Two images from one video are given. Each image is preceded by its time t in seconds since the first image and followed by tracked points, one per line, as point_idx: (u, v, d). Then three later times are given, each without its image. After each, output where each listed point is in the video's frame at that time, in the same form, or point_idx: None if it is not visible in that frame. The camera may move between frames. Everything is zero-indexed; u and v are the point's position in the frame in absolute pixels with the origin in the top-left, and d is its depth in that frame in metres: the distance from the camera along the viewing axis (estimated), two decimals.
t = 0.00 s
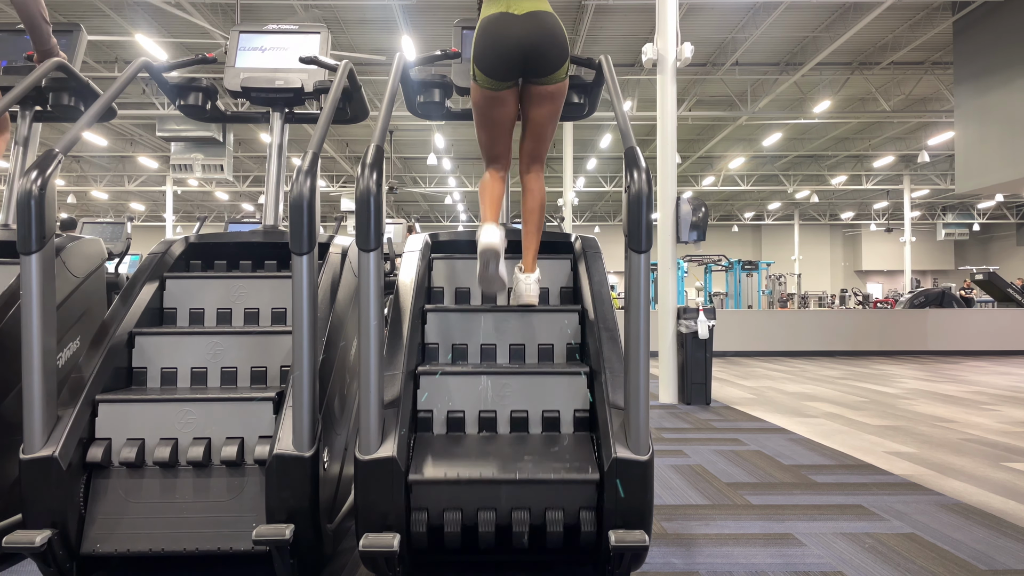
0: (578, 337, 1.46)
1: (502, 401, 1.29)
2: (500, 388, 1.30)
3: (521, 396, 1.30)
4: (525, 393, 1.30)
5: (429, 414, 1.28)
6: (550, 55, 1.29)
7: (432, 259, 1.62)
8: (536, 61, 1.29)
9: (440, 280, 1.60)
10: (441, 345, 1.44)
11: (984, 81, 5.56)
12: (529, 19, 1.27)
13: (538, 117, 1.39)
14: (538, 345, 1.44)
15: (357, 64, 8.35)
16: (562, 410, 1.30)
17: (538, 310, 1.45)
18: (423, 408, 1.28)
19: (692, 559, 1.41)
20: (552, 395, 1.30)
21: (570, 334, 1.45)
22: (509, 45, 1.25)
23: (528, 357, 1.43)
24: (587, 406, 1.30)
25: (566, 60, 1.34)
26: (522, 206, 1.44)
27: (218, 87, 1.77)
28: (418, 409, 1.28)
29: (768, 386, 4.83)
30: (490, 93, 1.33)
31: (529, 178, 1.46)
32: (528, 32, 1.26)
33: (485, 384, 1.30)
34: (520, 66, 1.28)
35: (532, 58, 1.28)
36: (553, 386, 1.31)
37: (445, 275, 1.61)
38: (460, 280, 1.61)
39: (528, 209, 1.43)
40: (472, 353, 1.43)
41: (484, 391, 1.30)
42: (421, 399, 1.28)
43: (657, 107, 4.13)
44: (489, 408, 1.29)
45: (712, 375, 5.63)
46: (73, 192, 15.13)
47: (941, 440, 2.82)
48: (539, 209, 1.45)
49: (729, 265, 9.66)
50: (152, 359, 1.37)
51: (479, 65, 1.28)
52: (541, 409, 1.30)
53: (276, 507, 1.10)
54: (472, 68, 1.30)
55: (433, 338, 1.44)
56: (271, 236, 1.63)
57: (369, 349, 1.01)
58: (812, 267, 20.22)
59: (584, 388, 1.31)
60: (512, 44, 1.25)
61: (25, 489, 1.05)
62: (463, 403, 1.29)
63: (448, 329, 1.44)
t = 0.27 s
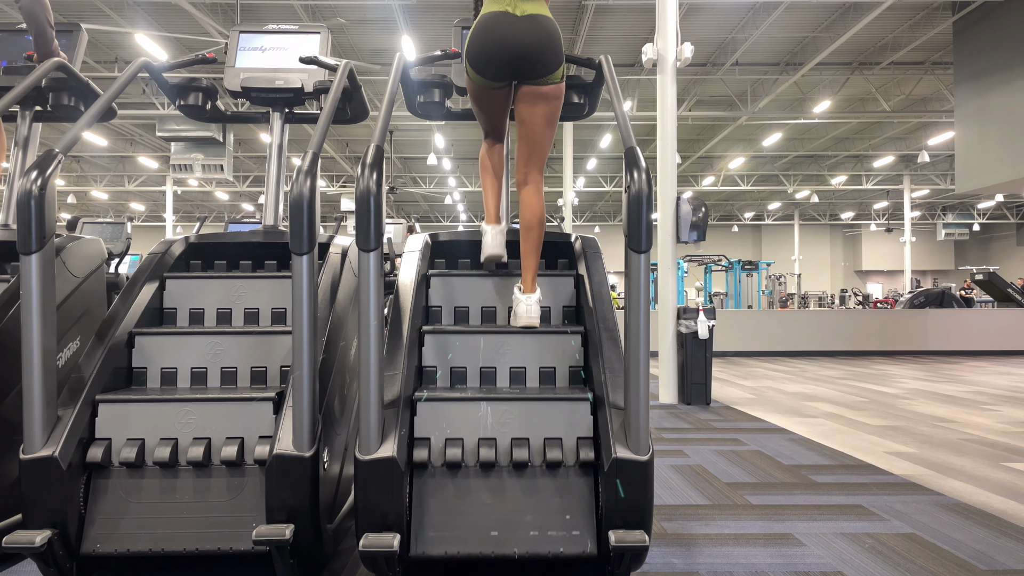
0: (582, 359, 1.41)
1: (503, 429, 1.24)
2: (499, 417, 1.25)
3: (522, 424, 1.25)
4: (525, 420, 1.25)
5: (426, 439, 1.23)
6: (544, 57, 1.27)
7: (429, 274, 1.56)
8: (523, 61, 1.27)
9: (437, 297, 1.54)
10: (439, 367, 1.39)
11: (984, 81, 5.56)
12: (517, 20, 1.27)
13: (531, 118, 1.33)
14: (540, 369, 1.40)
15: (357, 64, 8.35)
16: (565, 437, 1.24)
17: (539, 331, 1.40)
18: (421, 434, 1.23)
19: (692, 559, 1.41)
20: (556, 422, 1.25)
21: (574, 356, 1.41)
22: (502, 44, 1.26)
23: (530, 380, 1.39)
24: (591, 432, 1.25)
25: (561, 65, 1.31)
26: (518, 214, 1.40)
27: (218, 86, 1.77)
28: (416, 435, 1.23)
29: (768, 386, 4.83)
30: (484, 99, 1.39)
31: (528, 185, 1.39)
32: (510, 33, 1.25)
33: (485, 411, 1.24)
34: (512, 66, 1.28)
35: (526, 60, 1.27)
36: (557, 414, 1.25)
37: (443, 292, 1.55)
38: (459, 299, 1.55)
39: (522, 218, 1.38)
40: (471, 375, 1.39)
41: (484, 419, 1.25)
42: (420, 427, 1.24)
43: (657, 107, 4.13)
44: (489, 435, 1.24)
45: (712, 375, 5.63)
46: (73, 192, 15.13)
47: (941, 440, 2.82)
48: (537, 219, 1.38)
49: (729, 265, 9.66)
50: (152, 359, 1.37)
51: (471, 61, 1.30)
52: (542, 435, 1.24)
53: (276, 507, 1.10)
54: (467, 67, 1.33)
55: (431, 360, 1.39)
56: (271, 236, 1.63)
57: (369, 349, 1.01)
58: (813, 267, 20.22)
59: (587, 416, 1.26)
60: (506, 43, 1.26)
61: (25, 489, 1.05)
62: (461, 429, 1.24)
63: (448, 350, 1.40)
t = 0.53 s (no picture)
0: (584, 386, 1.36)
1: (503, 466, 1.18)
2: (500, 453, 1.18)
3: (523, 459, 1.18)
4: (527, 454, 1.19)
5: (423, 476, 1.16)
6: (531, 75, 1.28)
7: (427, 294, 1.51)
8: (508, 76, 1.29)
9: (435, 319, 1.48)
10: (437, 393, 1.34)
11: (984, 81, 5.56)
12: (504, 37, 1.27)
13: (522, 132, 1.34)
14: (541, 394, 1.35)
15: (357, 64, 8.35)
16: (566, 473, 1.18)
17: (538, 353, 1.35)
18: (418, 471, 1.17)
19: (692, 559, 1.41)
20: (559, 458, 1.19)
21: (576, 382, 1.35)
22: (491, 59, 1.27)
23: (530, 406, 1.34)
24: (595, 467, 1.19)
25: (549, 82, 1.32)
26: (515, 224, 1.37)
27: (218, 86, 1.77)
28: (413, 471, 1.17)
29: (768, 386, 4.83)
30: (475, 114, 1.41)
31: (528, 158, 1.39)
32: (497, 47, 1.26)
33: (485, 448, 1.18)
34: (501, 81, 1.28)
35: (513, 77, 1.28)
36: (562, 452, 1.19)
37: (441, 313, 1.49)
38: (459, 319, 1.49)
39: (516, 231, 1.35)
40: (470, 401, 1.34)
41: (484, 455, 1.18)
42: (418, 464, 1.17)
43: (657, 107, 4.13)
44: (488, 472, 1.17)
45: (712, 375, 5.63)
46: (73, 192, 15.13)
47: (941, 440, 2.82)
48: (534, 230, 1.36)
49: (729, 265, 9.66)
50: (152, 359, 1.37)
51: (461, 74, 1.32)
52: (543, 471, 1.18)
53: (276, 506, 1.10)
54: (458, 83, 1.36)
55: (428, 386, 1.34)
56: (271, 236, 1.63)
57: (369, 349, 1.01)
58: (813, 267, 20.21)
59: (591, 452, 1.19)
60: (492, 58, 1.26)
61: (25, 490, 1.05)
62: (459, 465, 1.17)
63: (447, 377, 1.35)
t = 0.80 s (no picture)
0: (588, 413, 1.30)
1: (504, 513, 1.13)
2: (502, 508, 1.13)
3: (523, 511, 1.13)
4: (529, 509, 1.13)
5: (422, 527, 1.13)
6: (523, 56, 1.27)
7: (426, 316, 1.45)
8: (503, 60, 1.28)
9: (434, 341, 1.43)
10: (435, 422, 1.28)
11: (984, 81, 5.57)
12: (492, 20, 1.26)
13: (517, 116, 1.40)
14: (542, 421, 1.29)
15: (357, 64, 8.36)
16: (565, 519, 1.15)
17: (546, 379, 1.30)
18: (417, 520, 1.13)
19: (692, 559, 1.41)
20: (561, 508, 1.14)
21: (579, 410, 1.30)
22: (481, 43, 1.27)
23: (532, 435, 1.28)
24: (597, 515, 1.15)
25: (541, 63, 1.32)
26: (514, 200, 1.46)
27: (218, 86, 1.77)
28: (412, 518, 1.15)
29: (768, 386, 4.83)
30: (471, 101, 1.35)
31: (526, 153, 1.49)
32: (489, 30, 1.26)
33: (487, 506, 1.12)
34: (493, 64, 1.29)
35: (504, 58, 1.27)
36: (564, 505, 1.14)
37: (439, 335, 1.44)
38: (456, 341, 1.43)
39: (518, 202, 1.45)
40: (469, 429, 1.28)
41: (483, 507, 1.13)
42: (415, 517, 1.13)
43: (657, 107, 4.13)
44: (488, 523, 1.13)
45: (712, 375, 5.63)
46: (73, 192, 15.13)
47: (941, 440, 2.82)
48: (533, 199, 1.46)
49: (729, 265, 9.66)
50: (151, 359, 1.37)
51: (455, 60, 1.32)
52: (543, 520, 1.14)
53: (276, 507, 1.10)
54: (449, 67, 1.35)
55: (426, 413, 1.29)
56: (271, 236, 1.63)
57: (369, 349, 1.01)
58: (813, 267, 20.22)
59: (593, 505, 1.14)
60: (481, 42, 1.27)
61: (25, 490, 1.05)
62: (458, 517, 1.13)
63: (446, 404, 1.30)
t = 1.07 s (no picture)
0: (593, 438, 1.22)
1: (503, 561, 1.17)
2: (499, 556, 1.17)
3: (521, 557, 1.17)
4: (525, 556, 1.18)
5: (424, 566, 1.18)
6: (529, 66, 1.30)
7: (421, 336, 1.38)
8: (512, 72, 1.30)
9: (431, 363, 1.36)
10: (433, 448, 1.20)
11: (984, 81, 5.56)
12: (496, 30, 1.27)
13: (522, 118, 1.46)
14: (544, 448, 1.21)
15: (357, 64, 8.36)
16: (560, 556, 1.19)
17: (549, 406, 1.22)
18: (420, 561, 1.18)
19: (692, 559, 1.41)
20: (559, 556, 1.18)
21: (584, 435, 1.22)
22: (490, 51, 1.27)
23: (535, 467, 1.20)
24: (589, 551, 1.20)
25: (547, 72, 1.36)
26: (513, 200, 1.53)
27: (218, 87, 1.77)
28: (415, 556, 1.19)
29: (768, 386, 4.83)
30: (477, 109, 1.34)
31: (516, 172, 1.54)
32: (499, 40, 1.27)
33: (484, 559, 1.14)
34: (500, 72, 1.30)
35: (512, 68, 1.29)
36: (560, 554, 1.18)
37: (438, 356, 1.36)
38: (456, 363, 1.37)
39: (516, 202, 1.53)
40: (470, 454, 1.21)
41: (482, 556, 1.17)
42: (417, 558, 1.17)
43: (657, 107, 4.12)
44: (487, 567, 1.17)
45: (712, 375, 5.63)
46: (73, 191, 15.13)
47: (941, 440, 2.82)
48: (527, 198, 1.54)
49: (729, 265, 9.66)
50: (151, 359, 1.37)
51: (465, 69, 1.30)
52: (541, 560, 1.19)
53: (276, 506, 1.10)
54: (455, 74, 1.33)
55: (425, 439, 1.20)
56: (271, 236, 1.63)
57: (369, 349, 1.01)
58: (813, 267, 20.22)
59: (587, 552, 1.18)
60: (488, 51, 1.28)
61: (25, 489, 1.05)
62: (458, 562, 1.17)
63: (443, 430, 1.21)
